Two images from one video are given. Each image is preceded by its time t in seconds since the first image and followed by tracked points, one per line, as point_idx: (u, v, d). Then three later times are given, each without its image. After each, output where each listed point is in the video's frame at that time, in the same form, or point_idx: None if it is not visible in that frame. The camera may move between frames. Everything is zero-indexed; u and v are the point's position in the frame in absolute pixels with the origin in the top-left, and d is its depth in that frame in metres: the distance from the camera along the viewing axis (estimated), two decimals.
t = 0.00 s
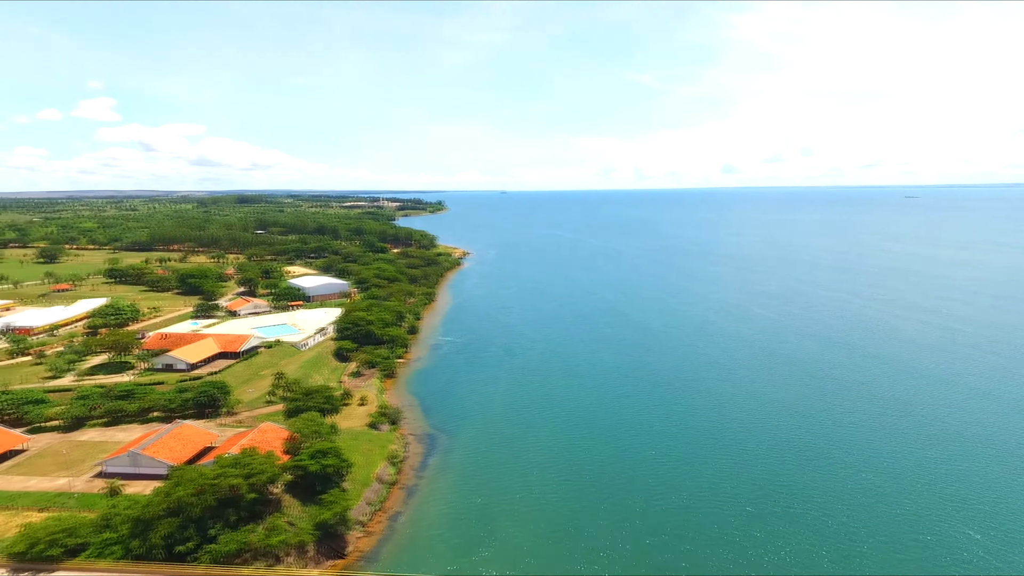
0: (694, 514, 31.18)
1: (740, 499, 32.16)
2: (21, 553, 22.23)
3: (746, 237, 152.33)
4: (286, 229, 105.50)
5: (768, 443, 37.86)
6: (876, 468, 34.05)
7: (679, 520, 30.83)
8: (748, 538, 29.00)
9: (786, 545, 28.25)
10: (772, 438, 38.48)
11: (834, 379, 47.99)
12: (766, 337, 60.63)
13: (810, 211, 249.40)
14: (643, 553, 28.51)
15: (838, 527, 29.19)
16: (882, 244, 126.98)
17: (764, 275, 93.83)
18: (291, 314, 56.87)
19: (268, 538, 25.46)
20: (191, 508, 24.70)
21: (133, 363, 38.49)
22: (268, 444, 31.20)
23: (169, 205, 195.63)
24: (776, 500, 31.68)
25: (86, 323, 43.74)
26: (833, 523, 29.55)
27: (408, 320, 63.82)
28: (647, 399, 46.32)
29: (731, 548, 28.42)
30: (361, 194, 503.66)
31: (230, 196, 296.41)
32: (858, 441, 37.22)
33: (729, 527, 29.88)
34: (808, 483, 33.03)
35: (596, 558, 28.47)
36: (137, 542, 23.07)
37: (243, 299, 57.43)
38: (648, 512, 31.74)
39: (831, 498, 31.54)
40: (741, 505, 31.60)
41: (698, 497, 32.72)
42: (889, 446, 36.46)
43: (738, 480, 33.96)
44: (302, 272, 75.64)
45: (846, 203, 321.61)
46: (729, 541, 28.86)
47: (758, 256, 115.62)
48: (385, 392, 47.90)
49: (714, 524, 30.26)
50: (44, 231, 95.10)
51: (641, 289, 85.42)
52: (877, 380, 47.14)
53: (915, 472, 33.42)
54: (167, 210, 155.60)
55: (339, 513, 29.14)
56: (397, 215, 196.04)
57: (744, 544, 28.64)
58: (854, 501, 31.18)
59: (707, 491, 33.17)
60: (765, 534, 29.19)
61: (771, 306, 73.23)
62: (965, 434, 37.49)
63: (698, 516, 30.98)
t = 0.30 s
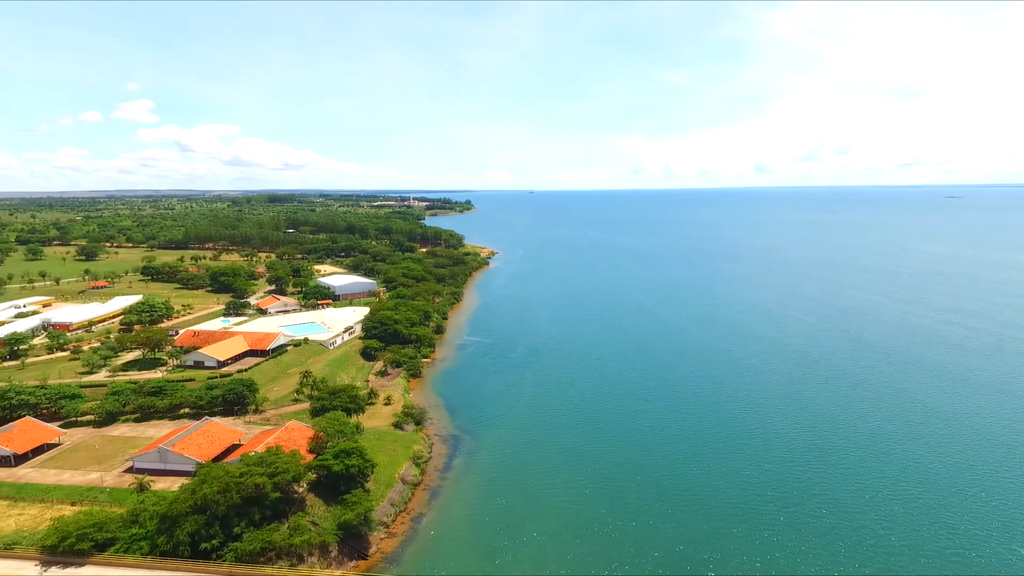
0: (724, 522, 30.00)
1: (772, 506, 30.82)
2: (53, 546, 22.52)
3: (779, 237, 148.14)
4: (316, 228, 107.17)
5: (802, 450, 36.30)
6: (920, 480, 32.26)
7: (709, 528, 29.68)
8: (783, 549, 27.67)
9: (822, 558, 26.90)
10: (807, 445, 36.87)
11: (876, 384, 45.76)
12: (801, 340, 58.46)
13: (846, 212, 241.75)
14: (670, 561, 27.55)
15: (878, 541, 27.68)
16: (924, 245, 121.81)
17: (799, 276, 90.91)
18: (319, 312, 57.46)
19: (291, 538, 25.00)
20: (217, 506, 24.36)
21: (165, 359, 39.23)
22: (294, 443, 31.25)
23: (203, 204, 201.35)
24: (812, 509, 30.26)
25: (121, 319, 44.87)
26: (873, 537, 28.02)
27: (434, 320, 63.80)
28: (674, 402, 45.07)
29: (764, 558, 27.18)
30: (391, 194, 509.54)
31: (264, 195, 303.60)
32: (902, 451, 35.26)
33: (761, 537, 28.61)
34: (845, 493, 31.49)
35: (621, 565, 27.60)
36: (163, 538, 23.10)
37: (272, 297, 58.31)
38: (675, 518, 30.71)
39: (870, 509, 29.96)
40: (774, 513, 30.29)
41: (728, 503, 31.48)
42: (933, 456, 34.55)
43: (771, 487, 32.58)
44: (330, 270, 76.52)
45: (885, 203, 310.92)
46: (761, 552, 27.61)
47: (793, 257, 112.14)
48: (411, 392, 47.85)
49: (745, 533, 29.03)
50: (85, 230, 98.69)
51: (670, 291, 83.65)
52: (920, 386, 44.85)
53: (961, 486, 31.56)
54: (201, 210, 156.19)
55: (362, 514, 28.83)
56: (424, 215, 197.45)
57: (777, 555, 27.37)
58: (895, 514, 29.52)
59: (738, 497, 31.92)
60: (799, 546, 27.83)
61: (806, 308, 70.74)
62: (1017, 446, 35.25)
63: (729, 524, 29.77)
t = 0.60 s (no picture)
0: (755, 531, 28.72)
1: (806, 516, 29.40)
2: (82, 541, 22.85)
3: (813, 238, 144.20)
4: (343, 227, 108.59)
5: (838, 458, 34.63)
6: (967, 493, 30.37)
7: (738, 536, 28.46)
8: (818, 562, 26.29)
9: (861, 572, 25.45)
10: (843, 453, 35.16)
11: (919, 391, 43.49)
12: (839, 344, 56.14)
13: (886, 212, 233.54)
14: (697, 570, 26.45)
15: (921, 557, 26.07)
16: (967, 246, 116.91)
17: (836, 278, 87.69)
18: (345, 312, 57.88)
19: (313, 537, 24.91)
20: (240, 504, 24.50)
21: (194, 357, 39.88)
22: (317, 443, 31.21)
23: (235, 203, 206.16)
24: (849, 521, 28.73)
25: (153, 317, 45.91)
26: (916, 553, 26.43)
27: (459, 320, 63.58)
28: (702, 406, 43.71)
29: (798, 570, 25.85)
30: (418, 194, 514.45)
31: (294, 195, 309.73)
32: (947, 462, 33.30)
33: (795, 549, 27.26)
34: (885, 504, 29.84)
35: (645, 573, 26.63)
36: (188, 535, 23.33)
37: (300, 296, 59.01)
38: (703, 525, 29.57)
39: (913, 524, 28.29)
40: (808, 524, 28.86)
41: (759, 512, 30.19)
42: (982, 468, 32.53)
43: (804, 496, 31.10)
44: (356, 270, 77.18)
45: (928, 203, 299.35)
46: (795, 563, 26.28)
47: (828, 258, 108.70)
48: (435, 392, 47.60)
49: (777, 543, 27.74)
50: (121, 229, 101.93)
51: (699, 292, 81.65)
52: (966, 394, 42.44)
53: (1013, 501, 29.55)
54: (232, 210, 160.32)
55: (384, 516, 28.43)
56: (451, 215, 198.33)
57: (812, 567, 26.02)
58: (940, 529, 27.81)
59: (769, 506, 30.56)
60: (835, 559, 26.40)
61: (844, 311, 68.02)
62: None
63: (759, 533, 28.51)
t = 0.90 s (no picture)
0: (788, 542, 27.40)
1: (844, 529, 27.89)
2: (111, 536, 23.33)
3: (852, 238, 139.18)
4: (373, 227, 109.73)
5: (878, 467, 32.88)
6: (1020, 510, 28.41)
7: (771, 548, 27.18)
8: None
9: None
10: (883, 462, 33.40)
11: (968, 399, 41.10)
12: (880, 348, 53.63)
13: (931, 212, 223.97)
14: None
15: None
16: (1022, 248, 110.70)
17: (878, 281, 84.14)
18: (373, 312, 58.23)
19: (336, 539, 24.98)
20: (264, 504, 24.31)
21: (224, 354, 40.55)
22: (342, 443, 31.22)
23: (269, 203, 211.12)
24: (890, 536, 27.18)
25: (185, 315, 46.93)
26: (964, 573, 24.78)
27: (486, 320, 63.29)
28: (733, 410, 42.28)
29: None
30: (446, 193, 517.15)
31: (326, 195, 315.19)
32: (998, 477, 31.26)
33: (831, 562, 25.89)
34: (930, 519, 28.12)
35: None
36: (212, 534, 23.36)
37: (328, 296, 59.66)
38: (733, 534, 28.35)
39: (960, 543, 26.59)
40: (846, 537, 27.38)
41: (792, 522, 28.81)
42: None
43: (841, 507, 29.57)
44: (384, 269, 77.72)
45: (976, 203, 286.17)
46: None
47: (869, 260, 104.50)
48: (460, 393, 47.35)
49: (813, 556, 26.38)
50: (159, 228, 105.00)
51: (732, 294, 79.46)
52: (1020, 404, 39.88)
53: None
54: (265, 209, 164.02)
55: (407, 518, 28.08)
56: (479, 215, 198.65)
57: None
58: (991, 549, 26.03)
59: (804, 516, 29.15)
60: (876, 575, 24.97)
61: (887, 314, 65.08)
62: None
63: (793, 545, 27.21)
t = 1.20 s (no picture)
0: (825, 554, 25.98)
1: (887, 543, 26.28)
2: (138, 531, 23.70)
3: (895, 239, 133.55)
4: (401, 227, 110.68)
5: (924, 478, 30.98)
6: None
7: (806, 559, 25.83)
8: None
9: None
10: (930, 473, 31.45)
11: None
12: (927, 353, 50.89)
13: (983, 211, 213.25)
14: None
15: None
16: None
17: (924, 283, 80.16)
18: (400, 311, 58.47)
19: (358, 540, 24.74)
20: (287, 503, 24.52)
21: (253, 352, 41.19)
22: (366, 443, 31.17)
23: (301, 203, 215.33)
24: (939, 552, 25.49)
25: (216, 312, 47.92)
26: None
27: (513, 320, 62.82)
28: (767, 416, 40.64)
29: None
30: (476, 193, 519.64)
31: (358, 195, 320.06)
32: None
33: None
34: (982, 536, 26.28)
35: None
36: (237, 532, 23.65)
37: (356, 295, 60.20)
38: (766, 544, 27.09)
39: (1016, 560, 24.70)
40: (889, 551, 25.79)
41: (830, 533, 27.34)
42: None
43: (884, 519, 27.92)
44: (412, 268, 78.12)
45: None
46: None
47: (914, 262, 99.92)
48: (486, 394, 46.93)
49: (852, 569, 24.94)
50: (195, 227, 108.12)
51: (767, 296, 76.95)
52: None
53: None
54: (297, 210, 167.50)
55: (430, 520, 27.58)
56: (507, 215, 198.44)
57: None
58: None
59: (843, 527, 27.62)
60: None
61: (935, 318, 61.79)
62: None
63: (830, 557, 25.79)
